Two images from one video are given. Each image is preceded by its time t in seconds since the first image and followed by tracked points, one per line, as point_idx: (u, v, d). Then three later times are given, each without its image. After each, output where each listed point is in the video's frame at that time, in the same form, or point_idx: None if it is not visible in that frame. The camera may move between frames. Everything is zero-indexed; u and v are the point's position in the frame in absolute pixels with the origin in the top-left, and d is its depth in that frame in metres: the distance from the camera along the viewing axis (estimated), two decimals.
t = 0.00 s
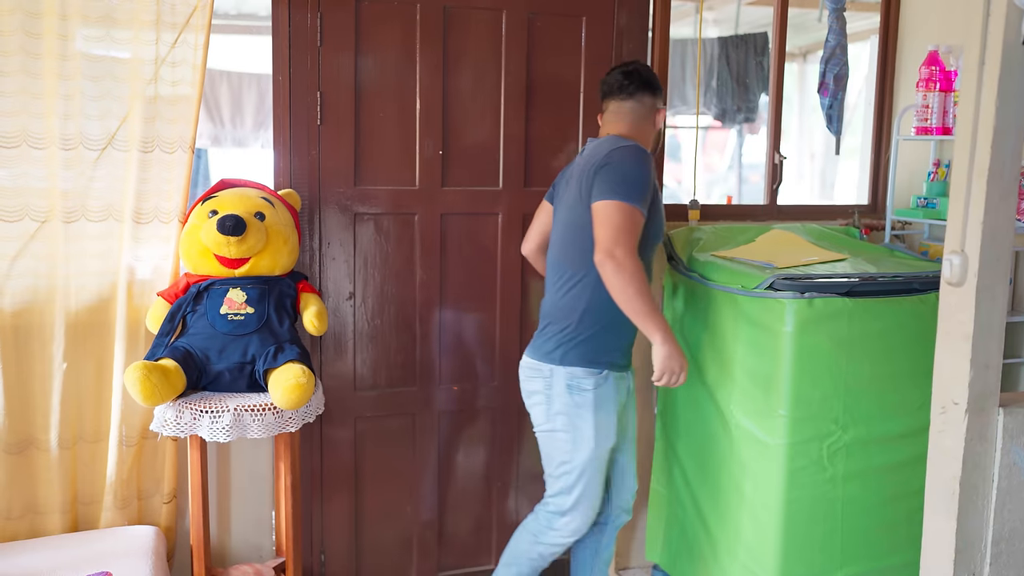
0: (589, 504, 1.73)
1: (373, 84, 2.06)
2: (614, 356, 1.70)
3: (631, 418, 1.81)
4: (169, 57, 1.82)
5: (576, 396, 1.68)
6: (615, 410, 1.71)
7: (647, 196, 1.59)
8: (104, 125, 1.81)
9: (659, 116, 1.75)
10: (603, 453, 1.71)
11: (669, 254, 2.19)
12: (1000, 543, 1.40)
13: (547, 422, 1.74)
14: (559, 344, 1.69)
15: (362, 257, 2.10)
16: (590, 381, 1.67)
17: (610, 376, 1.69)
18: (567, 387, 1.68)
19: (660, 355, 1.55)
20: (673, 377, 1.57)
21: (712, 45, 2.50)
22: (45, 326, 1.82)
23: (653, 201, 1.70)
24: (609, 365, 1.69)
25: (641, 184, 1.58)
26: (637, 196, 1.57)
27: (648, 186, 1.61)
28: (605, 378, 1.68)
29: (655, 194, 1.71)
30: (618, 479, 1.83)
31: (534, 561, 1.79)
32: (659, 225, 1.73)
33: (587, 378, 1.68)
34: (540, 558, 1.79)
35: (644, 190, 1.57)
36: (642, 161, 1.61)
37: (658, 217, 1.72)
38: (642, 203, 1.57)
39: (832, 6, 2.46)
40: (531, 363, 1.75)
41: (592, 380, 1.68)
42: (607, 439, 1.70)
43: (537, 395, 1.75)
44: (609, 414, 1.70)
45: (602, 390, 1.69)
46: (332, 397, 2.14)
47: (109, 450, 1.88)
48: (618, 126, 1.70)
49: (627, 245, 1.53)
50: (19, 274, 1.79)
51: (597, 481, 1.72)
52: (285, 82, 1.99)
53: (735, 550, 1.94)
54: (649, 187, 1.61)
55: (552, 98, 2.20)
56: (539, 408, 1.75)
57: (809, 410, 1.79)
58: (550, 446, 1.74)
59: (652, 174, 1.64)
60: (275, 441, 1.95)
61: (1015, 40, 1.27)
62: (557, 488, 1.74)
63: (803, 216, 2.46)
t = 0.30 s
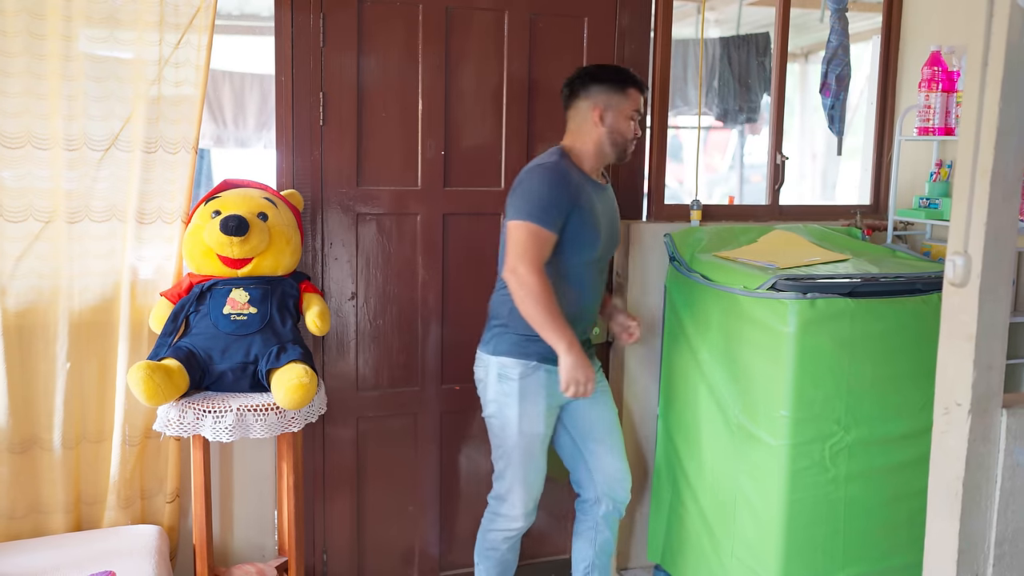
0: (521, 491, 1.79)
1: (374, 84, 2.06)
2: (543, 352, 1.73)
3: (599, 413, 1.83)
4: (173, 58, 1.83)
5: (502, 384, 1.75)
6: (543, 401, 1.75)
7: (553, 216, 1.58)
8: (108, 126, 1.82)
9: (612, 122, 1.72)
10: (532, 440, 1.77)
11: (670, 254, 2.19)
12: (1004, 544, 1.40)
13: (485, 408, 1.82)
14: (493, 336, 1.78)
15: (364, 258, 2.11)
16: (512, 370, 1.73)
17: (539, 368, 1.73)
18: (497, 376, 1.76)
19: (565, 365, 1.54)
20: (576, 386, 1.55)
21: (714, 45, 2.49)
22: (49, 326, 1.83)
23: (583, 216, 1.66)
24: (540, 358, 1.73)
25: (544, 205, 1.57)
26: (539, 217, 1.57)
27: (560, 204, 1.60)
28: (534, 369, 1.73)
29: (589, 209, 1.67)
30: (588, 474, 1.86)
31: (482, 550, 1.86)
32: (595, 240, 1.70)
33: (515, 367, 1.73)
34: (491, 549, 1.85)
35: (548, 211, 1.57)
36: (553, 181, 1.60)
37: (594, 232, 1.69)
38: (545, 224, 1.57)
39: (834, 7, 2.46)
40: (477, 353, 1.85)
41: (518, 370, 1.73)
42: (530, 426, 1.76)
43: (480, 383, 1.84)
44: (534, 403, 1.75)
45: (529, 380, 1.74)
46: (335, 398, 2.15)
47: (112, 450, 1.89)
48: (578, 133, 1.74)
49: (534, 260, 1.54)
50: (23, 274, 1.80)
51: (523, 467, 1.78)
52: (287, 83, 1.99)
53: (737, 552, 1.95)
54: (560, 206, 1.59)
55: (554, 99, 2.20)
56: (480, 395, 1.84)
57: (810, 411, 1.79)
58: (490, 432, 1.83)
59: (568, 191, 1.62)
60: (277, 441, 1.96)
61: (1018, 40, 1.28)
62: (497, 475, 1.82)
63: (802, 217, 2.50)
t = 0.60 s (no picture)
0: (503, 470, 1.98)
1: (381, 84, 2.06)
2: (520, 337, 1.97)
3: (584, 402, 2.02)
4: (180, 58, 1.83)
5: (486, 370, 2.00)
6: (521, 386, 1.97)
7: (479, 207, 1.89)
8: (115, 126, 1.82)
9: (553, 113, 1.95)
10: (511, 424, 1.97)
11: (677, 254, 2.18)
12: (1013, 546, 1.39)
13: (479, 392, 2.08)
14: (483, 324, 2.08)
15: (371, 258, 2.11)
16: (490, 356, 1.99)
17: (514, 352, 1.96)
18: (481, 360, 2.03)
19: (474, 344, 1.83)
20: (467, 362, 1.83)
21: (721, 45, 2.50)
22: (56, 326, 1.84)
23: (524, 206, 1.92)
24: (517, 344, 1.96)
25: (474, 198, 1.90)
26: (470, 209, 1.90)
27: (489, 197, 1.89)
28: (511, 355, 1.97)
29: (531, 199, 1.92)
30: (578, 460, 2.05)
31: (481, 539, 2.01)
32: (539, 226, 1.92)
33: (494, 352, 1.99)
34: (489, 535, 2.00)
35: (473, 203, 1.89)
36: (486, 177, 1.91)
37: (536, 220, 1.92)
38: (471, 214, 1.89)
39: (843, 6, 2.45)
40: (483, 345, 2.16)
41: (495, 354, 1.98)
42: (510, 409, 1.97)
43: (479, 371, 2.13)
44: (510, 385, 1.96)
45: (504, 363, 1.97)
46: (341, 398, 2.15)
47: (119, 450, 1.89)
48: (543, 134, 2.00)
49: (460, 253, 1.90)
50: (31, 274, 1.81)
51: (505, 449, 1.98)
52: (294, 83, 1.99)
53: (744, 553, 1.94)
54: (489, 198, 1.89)
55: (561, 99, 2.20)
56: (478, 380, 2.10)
57: (818, 412, 1.78)
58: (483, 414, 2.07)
59: (500, 185, 1.90)
60: (284, 441, 1.96)
61: None
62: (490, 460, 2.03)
63: (809, 219, 2.47)
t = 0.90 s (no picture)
0: (515, 469, 1.98)
1: (388, 84, 2.06)
2: (534, 337, 1.96)
3: (595, 402, 2.02)
4: (188, 58, 1.84)
5: (497, 368, 2.00)
6: (533, 386, 1.96)
7: (487, 213, 1.91)
8: (124, 126, 1.83)
9: (545, 109, 1.98)
10: (522, 423, 1.97)
11: (684, 254, 2.17)
12: None
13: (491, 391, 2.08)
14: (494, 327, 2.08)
15: (377, 258, 2.11)
16: (501, 354, 1.99)
17: (527, 350, 1.96)
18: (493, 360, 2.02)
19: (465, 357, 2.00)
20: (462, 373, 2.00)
21: (729, 45, 2.50)
22: (64, 325, 1.84)
23: (531, 208, 1.92)
24: (529, 343, 1.96)
25: (481, 205, 1.92)
26: (476, 215, 1.92)
27: (496, 201, 1.91)
28: (525, 353, 1.96)
29: (538, 200, 1.92)
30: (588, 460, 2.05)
31: (491, 537, 2.00)
32: (547, 226, 1.92)
33: (506, 350, 1.98)
34: (498, 533, 1.99)
35: (482, 209, 1.91)
36: (491, 182, 1.92)
37: (544, 220, 1.92)
38: (480, 220, 1.91)
39: (851, 6, 2.45)
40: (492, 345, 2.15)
41: (508, 353, 1.98)
42: (522, 409, 1.97)
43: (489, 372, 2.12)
44: (522, 384, 1.96)
45: (517, 361, 1.97)
46: (348, 398, 2.15)
47: (127, 449, 1.89)
48: (542, 136, 2.02)
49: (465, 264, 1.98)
50: (40, 274, 1.81)
51: (516, 448, 1.98)
52: (301, 84, 1.99)
53: (751, 554, 1.93)
54: (496, 203, 1.91)
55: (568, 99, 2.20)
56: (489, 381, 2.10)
57: (826, 412, 1.77)
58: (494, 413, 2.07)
59: (505, 188, 1.91)
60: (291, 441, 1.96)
61: None
62: (500, 459, 2.02)
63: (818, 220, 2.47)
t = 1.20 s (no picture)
0: (516, 469, 1.97)
1: (395, 85, 2.06)
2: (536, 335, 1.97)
3: (597, 402, 2.01)
4: (195, 57, 1.84)
5: (499, 368, 2.00)
6: (534, 386, 1.95)
7: (491, 213, 1.90)
8: (131, 125, 1.83)
9: (548, 106, 1.98)
10: (523, 422, 1.96)
11: (692, 254, 2.17)
12: None
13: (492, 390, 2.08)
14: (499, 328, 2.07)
15: (383, 258, 2.11)
16: (501, 353, 1.99)
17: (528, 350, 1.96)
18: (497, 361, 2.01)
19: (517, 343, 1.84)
20: (523, 361, 1.83)
21: (736, 45, 2.50)
22: (71, 324, 1.84)
23: (534, 208, 1.91)
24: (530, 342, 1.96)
25: (485, 205, 1.91)
26: (481, 216, 1.91)
27: (499, 201, 1.90)
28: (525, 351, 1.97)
29: (540, 200, 1.92)
30: (590, 460, 2.04)
31: (495, 537, 2.00)
32: (550, 226, 1.91)
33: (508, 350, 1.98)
34: (502, 533, 1.99)
35: (485, 209, 1.89)
36: (495, 182, 1.92)
37: (547, 220, 1.91)
38: (483, 221, 1.90)
39: (859, 6, 2.44)
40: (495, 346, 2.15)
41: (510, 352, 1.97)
42: (523, 408, 1.96)
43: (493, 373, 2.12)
44: (523, 384, 1.95)
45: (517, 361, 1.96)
46: (354, 397, 2.15)
47: (133, 449, 1.89)
48: (547, 134, 2.02)
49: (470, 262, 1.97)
50: (46, 273, 1.81)
51: (517, 448, 1.97)
52: (308, 83, 1.99)
53: (758, 555, 1.92)
54: (499, 203, 1.90)
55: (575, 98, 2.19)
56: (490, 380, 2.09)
57: (834, 413, 1.76)
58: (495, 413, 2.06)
59: (508, 188, 1.91)
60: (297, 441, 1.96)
61: None
62: (503, 459, 2.02)
63: (826, 219, 2.46)
